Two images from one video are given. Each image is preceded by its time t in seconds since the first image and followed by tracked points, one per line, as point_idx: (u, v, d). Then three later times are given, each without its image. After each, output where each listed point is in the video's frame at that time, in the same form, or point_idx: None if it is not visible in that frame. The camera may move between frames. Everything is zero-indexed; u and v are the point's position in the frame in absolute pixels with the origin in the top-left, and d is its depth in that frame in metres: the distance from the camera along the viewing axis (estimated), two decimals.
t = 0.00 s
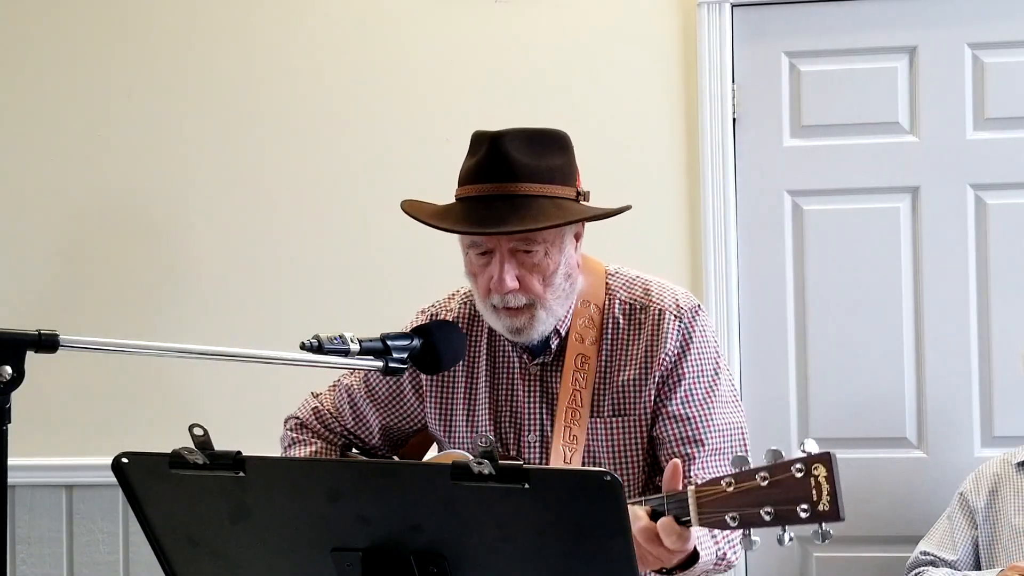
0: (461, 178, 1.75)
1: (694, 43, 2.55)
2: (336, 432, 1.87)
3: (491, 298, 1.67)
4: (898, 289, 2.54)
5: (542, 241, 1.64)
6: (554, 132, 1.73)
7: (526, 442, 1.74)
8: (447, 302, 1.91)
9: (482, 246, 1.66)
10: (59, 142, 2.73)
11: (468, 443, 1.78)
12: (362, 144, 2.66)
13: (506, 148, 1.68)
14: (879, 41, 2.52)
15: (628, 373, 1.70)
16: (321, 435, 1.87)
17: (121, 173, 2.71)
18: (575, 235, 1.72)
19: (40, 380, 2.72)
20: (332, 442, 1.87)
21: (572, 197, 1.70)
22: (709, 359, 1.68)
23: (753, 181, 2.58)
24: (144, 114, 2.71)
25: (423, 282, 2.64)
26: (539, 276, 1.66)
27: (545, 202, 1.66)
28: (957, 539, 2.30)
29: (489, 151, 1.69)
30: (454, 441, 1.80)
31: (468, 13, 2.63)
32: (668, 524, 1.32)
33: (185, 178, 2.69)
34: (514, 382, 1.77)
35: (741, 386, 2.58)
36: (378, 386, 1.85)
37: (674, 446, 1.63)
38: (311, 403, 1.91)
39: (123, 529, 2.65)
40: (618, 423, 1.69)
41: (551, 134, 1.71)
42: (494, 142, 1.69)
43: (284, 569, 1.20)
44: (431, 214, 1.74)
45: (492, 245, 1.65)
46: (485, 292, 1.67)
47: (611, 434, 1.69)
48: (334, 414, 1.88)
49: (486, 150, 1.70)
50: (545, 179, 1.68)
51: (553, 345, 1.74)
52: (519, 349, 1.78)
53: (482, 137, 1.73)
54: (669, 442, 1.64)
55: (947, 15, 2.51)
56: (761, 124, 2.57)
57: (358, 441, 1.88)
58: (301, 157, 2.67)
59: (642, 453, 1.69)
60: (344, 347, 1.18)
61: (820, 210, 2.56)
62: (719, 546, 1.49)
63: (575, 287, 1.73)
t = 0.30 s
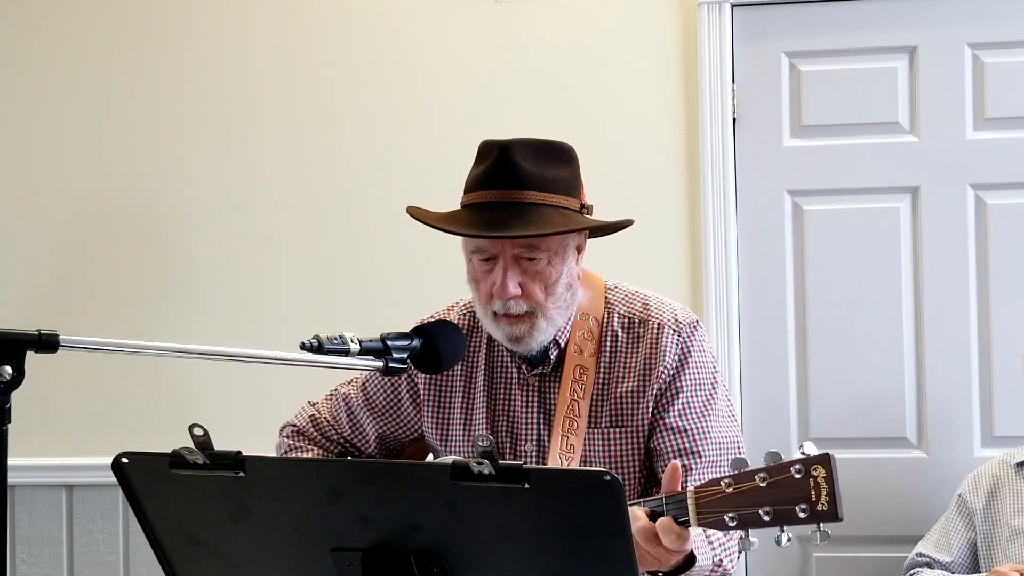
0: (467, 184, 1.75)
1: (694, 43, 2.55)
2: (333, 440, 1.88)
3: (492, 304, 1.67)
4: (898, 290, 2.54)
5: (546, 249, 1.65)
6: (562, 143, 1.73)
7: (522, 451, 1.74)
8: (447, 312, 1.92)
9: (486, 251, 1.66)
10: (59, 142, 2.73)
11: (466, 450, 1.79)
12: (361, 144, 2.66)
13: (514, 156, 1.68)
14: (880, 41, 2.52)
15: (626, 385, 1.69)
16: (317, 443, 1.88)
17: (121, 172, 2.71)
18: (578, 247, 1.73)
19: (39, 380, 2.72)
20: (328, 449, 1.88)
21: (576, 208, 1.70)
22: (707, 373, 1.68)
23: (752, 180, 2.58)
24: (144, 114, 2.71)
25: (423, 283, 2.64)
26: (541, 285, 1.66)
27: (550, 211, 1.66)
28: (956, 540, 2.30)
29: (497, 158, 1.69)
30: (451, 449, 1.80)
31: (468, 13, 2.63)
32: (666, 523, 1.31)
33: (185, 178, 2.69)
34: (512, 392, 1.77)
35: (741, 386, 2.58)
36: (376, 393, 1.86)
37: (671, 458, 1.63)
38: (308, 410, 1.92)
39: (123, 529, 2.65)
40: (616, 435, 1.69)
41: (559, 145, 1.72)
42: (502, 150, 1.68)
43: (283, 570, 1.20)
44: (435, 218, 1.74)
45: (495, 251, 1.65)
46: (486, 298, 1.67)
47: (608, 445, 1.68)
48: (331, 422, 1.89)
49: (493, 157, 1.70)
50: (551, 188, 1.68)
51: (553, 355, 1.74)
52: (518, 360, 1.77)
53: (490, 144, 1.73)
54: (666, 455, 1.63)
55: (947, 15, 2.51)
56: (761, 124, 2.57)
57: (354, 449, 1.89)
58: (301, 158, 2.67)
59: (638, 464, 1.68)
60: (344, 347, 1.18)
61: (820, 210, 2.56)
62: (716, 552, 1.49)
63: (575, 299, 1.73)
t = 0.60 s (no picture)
0: (470, 173, 1.74)
1: (694, 42, 2.55)
2: (327, 439, 1.87)
3: (491, 293, 1.66)
4: (898, 291, 2.54)
5: (548, 240, 1.65)
6: (566, 137, 1.74)
7: (521, 445, 1.74)
8: (441, 308, 1.92)
9: (488, 239, 1.65)
10: (59, 142, 2.73)
11: (462, 446, 1.78)
12: (362, 144, 2.66)
13: (520, 146, 1.68)
14: (880, 41, 2.52)
15: (623, 378, 1.70)
16: (312, 442, 1.87)
17: (121, 172, 2.71)
18: (577, 243, 1.73)
19: (40, 380, 2.72)
20: (323, 448, 1.87)
21: (578, 202, 1.71)
22: (702, 366, 1.69)
23: (752, 180, 2.58)
24: (144, 113, 2.71)
25: (423, 283, 2.64)
26: (541, 276, 1.66)
27: (554, 202, 1.66)
28: (955, 541, 2.30)
29: (502, 148, 1.69)
30: (447, 444, 1.79)
31: (468, 13, 2.63)
32: (672, 512, 1.31)
33: (185, 178, 2.69)
34: (508, 386, 1.77)
35: (740, 386, 2.58)
36: (370, 390, 1.86)
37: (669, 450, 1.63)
38: (301, 409, 1.91)
39: (123, 529, 2.65)
40: (613, 427, 1.69)
41: (564, 139, 1.72)
42: (507, 140, 1.68)
43: (281, 569, 1.20)
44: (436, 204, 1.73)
45: (497, 239, 1.65)
46: (485, 287, 1.67)
47: (607, 437, 1.69)
48: (325, 420, 1.88)
49: (498, 147, 1.70)
50: (555, 180, 1.69)
51: (549, 349, 1.74)
52: (514, 354, 1.78)
53: (495, 134, 1.73)
54: (664, 446, 1.64)
55: (947, 15, 2.51)
56: (761, 123, 2.57)
57: (349, 447, 1.88)
58: (301, 157, 2.67)
59: (637, 457, 1.68)
60: (344, 347, 1.18)
61: (820, 210, 2.56)
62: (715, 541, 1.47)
63: (572, 294, 1.73)
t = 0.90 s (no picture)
0: (488, 149, 1.74)
1: (694, 42, 2.55)
2: (327, 419, 1.88)
3: (498, 263, 1.66)
4: (898, 292, 2.54)
5: (559, 216, 1.65)
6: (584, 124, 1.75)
7: (520, 425, 1.74)
8: (447, 291, 1.92)
9: (500, 209, 1.66)
10: (59, 142, 2.73)
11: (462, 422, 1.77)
12: (362, 144, 2.66)
13: (540, 124, 1.69)
14: (880, 41, 2.52)
15: (625, 357, 1.69)
16: (312, 421, 1.87)
17: (122, 172, 2.71)
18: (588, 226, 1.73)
19: (40, 380, 2.72)
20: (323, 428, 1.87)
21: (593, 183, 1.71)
22: (705, 348, 1.69)
23: (752, 180, 2.58)
24: (145, 113, 2.71)
25: (423, 282, 2.64)
26: (549, 252, 1.66)
27: (570, 178, 1.66)
28: (955, 541, 2.30)
29: (523, 123, 1.69)
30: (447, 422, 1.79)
31: (468, 13, 2.63)
32: (669, 464, 1.29)
33: (185, 178, 2.69)
34: (510, 365, 1.77)
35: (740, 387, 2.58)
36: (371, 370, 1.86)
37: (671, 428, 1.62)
38: (303, 390, 1.91)
39: (123, 528, 2.65)
40: (614, 406, 1.68)
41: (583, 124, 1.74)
42: (529, 118, 1.69)
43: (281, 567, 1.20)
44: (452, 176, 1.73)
45: (510, 210, 1.65)
46: (493, 256, 1.67)
47: (607, 416, 1.68)
48: (325, 400, 1.88)
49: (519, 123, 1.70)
50: (573, 159, 1.69)
51: (551, 327, 1.74)
52: (515, 334, 1.78)
53: (516, 113, 1.74)
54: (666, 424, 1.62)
55: (947, 15, 2.51)
56: (761, 123, 2.57)
57: (348, 428, 1.88)
58: (301, 157, 2.67)
59: (638, 435, 1.67)
60: (343, 348, 1.18)
61: (820, 210, 2.56)
62: (713, 511, 1.47)
63: (579, 275, 1.73)
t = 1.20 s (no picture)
0: (474, 143, 1.74)
1: (694, 42, 2.55)
2: (322, 412, 1.89)
3: (489, 261, 1.66)
4: (898, 291, 2.54)
5: (547, 210, 1.65)
6: (569, 113, 1.74)
7: (516, 418, 1.74)
8: (442, 284, 1.92)
9: (488, 207, 1.66)
10: (59, 142, 2.73)
11: (456, 416, 1.77)
12: (362, 144, 2.66)
13: (524, 118, 1.68)
14: (880, 41, 2.52)
15: (620, 349, 1.69)
16: (308, 414, 1.89)
17: (122, 172, 2.71)
18: (579, 216, 1.72)
19: (40, 380, 2.72)
20: (318, 422, 1.88)
21: (579, 175, 1.71)
22: (700, 338, 1.69)
23: (752, 180, 2.58)
24: (145, 113, 2.71)
25: (422, 282, 2.64)
26: (539, 246, 1.65)
27: (556, 173, 1.66)
28: (956, 542, 2.30)
29: (507, 118, 1.69)
30: (442, 415, 1.78)
31: (468, 13, 2.63)
32: (664, 461, 1.30)
33: (185, 178, 2.69)
34: (504, 358, 1.77)
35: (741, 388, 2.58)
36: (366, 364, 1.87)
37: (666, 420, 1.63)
38: (299, 383, 1.93)
39: (123, 528, 2.65)
40: (611, 398, 1.68)
41: (567, 113, 1.73)
42: (513, 112, 1.69)
43: (280, 565, 1.20)
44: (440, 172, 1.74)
45: (497, 207, 1.65)
46: (483, 254, 1.67)
47: (603, 409, 1.68)
48: (321, 394, 1.90)
49: (504, 117, 1.70)
50: (558, 152, 1.68)
51: (545, 319, 1.74)
52: (510, 326, 1.78)
53: (501, 106, 1.73)
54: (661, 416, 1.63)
55: (947, 15, 2.51)
56: (761, 123, 2.57)
57: (343, 422, 1.89)
58: (300, 157, 2.67)
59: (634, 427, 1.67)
60: (343, 348, 1.18)
61: (821, 209, 2.56)
62: (710, 503, 1.46)
63: (573, 266, 1.72)
